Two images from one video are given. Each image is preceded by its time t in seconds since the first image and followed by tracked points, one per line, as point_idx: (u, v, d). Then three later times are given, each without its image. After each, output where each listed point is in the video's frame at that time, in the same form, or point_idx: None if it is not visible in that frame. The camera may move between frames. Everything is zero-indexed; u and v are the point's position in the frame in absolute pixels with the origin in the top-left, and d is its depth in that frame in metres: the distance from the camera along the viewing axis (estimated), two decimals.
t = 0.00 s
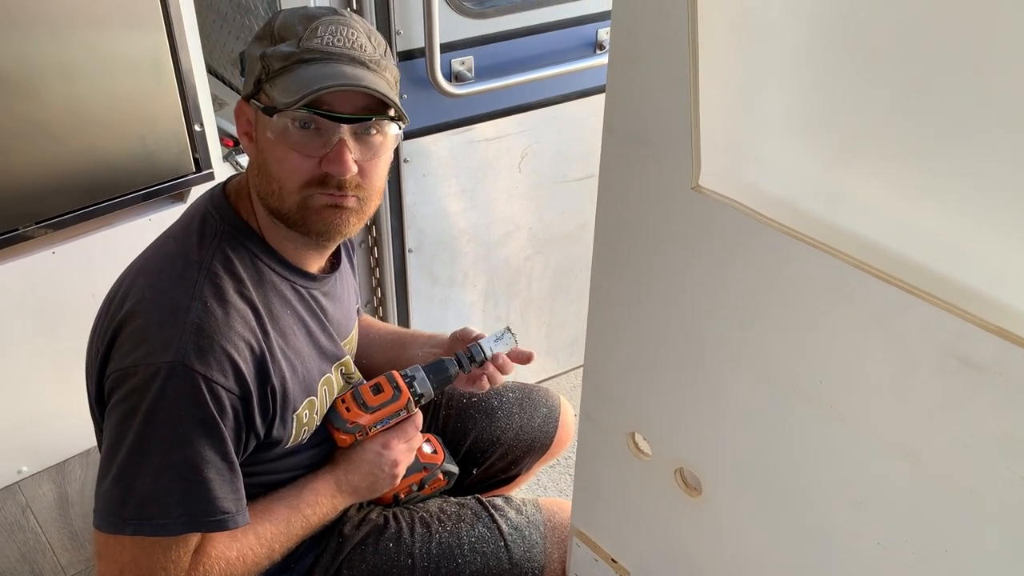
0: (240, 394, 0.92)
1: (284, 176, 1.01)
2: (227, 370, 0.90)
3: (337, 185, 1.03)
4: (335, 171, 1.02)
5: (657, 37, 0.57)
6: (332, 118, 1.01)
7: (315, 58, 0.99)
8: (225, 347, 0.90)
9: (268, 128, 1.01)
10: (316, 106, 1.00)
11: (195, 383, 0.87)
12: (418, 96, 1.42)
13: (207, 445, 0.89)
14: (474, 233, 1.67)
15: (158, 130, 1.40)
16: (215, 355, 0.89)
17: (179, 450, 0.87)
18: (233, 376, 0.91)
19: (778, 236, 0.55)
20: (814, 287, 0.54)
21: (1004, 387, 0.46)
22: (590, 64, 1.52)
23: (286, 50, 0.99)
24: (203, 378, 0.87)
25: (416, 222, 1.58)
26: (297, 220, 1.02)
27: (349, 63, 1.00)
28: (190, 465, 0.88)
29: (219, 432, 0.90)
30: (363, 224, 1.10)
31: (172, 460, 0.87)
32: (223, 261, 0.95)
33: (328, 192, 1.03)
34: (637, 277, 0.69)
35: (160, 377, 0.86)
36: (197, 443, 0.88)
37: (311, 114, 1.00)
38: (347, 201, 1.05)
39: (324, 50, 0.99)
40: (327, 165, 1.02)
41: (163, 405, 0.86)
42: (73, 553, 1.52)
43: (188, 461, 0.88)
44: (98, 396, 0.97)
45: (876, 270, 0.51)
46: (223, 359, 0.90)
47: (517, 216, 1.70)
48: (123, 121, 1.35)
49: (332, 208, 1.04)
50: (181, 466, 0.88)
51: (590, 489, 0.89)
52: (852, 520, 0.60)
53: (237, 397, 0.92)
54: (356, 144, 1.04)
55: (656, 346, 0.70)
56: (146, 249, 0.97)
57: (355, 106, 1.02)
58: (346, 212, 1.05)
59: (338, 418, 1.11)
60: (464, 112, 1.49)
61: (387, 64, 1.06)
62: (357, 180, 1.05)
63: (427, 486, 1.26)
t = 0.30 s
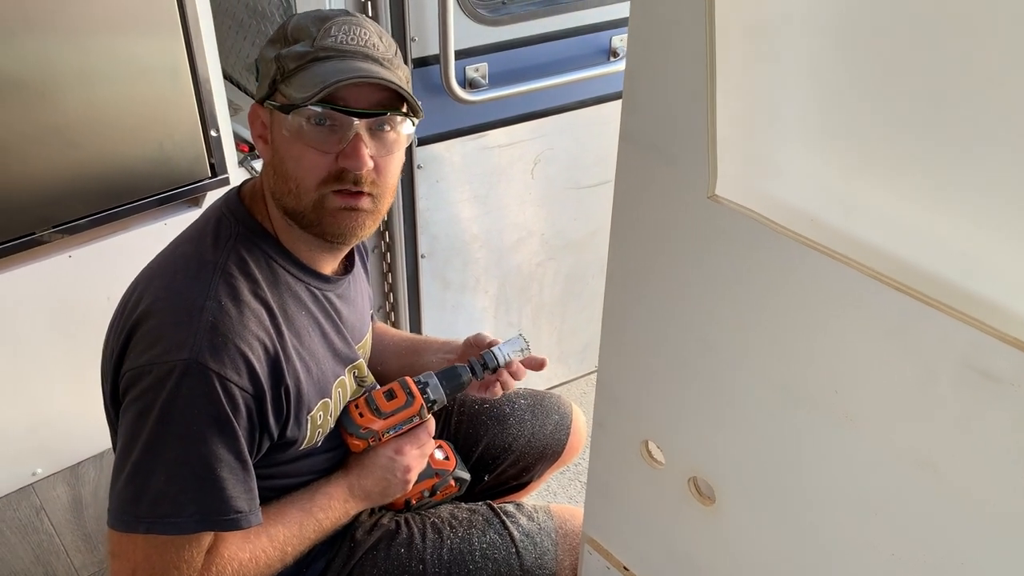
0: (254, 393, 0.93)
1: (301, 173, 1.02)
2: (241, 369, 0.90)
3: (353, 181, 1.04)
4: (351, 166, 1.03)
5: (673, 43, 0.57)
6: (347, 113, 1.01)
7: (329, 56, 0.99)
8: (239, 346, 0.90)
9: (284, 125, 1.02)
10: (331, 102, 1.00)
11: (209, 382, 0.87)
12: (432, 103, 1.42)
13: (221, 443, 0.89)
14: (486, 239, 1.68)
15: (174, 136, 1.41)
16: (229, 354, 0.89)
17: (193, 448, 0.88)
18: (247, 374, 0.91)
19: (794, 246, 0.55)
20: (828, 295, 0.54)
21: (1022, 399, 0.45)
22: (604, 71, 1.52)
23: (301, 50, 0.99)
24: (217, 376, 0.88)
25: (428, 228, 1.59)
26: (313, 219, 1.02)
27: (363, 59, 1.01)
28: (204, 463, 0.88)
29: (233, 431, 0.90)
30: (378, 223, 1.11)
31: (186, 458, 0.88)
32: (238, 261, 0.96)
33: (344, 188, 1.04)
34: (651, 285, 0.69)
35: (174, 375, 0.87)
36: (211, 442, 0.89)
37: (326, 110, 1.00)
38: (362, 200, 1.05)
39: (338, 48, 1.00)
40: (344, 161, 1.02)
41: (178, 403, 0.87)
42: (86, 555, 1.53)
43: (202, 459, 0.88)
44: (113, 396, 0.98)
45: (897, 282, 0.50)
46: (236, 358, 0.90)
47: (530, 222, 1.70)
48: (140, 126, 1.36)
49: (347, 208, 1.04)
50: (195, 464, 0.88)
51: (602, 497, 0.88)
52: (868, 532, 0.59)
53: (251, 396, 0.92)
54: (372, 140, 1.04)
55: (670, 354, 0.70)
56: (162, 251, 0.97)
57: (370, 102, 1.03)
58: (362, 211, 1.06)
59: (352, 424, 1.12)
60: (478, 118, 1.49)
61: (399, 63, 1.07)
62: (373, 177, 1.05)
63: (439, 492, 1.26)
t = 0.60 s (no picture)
0: (272, 389, 0.93)
1: (320, 179, 1.02)
2: (259, 364, 0.91)
3: (374, 185, 1.04)
4: (371, 173, 1.03)
5: (690, 50, 0.57)
6: (367, 121, 1.01)
7: (347, 63, 0.99)
8: (257, 341, 0.91)
9: (302, 132, 1.02)
10: (352, 110, 1.00)
11: (227, 377, 0.88)
12: (445, 107, 1.42)
13: (239, 438, 0.90)
14: (497, 242, 1.68)
15: (188, 137, 1.42)
16: (247, 349, 0.90)
17: (212, 443, 0.88)
18: (265, 370, 0.91)
19: (809, 252, 0.55)
20: (844, 303, 0.54)
21: None
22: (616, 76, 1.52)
23: (317, 56, 0.99)
24: (236, 371, 0.88)
25: (439, 231, 1.59)
26: (333, 223, 1.03)
27: (380, 66, 1.02)
28: (223, 458, 0.89)
29: (251, 426, 0.90)
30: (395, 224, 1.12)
31: (204, 453, 0.88)
32: (255, 259, 0.96)
33: (363, 191, 1.04)
34: (666, 292, 0.69)
35: (193, 370, 0.87)
36: (230, 437, 0.89)
37: (347, 118, 1.00)
38: (380, 203, 1.06)
39: (355, 55, 1.00)
40: (364, 167, 1.03)
41: (197, 398, 0.87)
42: (95, 554, 1.53)
43: (221, 454, 0.89)
44: (130, 395, 0.98)
45: (915, 292, 0.49)
46: (255, 353, 0.90)
47: (540, 226, 1.70)
48: (154, 127, 1.37)
49: (368, 213, 1.05)
50: (214, 459, 0.88)
51: (614, 503, 0.88)
52: (882, 542, 0.59)
53: (269, 392, 0.93)
54: (390, 143, 1.05)
55: (684, 361, 0.70)
56: (178, 249, 0.98)
57: (388, 108, 1.03)
58: (381, 215, 1.07)
59: (366, 422, 1.12)
60: (490, 122, 1.50)
61: (412, 65, 1.08)
62: (393, 179, 1.06)
63: (448, 495, 1.27)
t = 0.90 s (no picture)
0: (274, 387, 0.93)
1: (330, 179, 1.02)
2: (261, 362, 0.91)
3: (383, 188, 1.05)
4: (380, 174, 1.04)
5: (698, 47, 0.57)
6: (377, 122, 1.02)
7: (356, 64, 0.99)
8: (259, 339, 0.91)
9: (310, 130, 1.02)
10: (362, 112, 1.00)
11: (229, 374, 0.88)
12: (452, 107, 1.43)
13: (240, 436, 0.90)
14: (503, 244, 1.68)
15: (196, 137, 1.43)
16: (249, 346, 0.90)
17: (213, 440, 0.88)
18: (267, 368, 0.91)
19: (817, 253, 0.54)
20: (852, 302, 0.53)
21: None
22: (624, 78, 1.52)
23: (326, 57, 0.99)
24: (238, 368, 0.88)
25: (446, 232, 1.59)
26: (344, 221, 1.04)
27: (389, 66, 1.02)
28: (223, 456, 0.89)
29: (253, 424, 0.90)
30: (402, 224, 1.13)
31: (205, 450, 0.88)
32: (260, 257, 0.96)
33: (371, 194, 1.05)
34: (672, 291, 0.68)
35: (195, 367, 0.87)
36: (230, 434, 0.89)
37: (357, 120, 1.01)
38: (389, 202, 1.07)
39: (364, 55, 1.00)
40: (373, 169, 1.04)
41: (198, 394, 0.87)
42: (102, 552, 1.54)
43: (221, 452, 0.89)
44: (134, 388, 0.99)
45: (929, 296, 0.49)
46: (257, 351, 0.90)
47: (547, 228, 1.70)
48: (162, 127, 1.37)
49: (377, 211, 1.06)
50: (214, 456, 0.88)
51: (619, 503, 0.88)
52: (889, 543, 0.59)
53: (271, 390, 0.93)
54: (399, 144, 1.05)
55: (691, 361, 0.69)
56: (184, 245, 0.98)
57: (397, 110, 1.03)
58: (389, 212, 1.08)
59: (370, 424, 1.13)
60: (498, 122, 1.50)
61: (421, 65, 1.08)
62: (401, 181, 1.07)
63: (453, 497, 1.26)
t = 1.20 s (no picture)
0: (275, 390, 0.93)
1: (330, 177, 1.02)
2: (263, 365, 0.91)
3: (383, 184, 1.05)
4: (381, 171, 1.04)
5: (700, 46, 0.57)
6: (378, 119, 1.02)
7: (359, 61, 1.00)
8: (261, 342, 0.91)
9: (312, 128, 1.02)
10: (363, 109, 1.01)
11: (231, 377, 0.88)
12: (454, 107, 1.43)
13: (242, 439, 0.90)
14: (504, 243, 1.68)
15: (197, 137, 1.43)
16: (251, 349, 0.90)
17: (215, 443, 0.88)
18: (269, 371, 0.92)
19: (818, 250, 0.54)
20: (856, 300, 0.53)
21: None
22: (625, 77, 1.52)
23: (329, 54, 0.99)
24: (240, 371, 0.88)
25: (448, 231, 1.59)
26: (344, 220, 1.04)
27: (391, 64, 1.02)
28: (225, 459, 0.89)
29: (254, 427, 0.91)
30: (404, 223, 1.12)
31: (207, 453, 0.88)
32: (262, 259, 0.97)
33: (372, 190, 1.05)
34: (674, 290, 0.68)
35: (197, 370, 0.87)
36: (232, 437, 0.89)
37: (358, 116, 1.01)
38: (390, 199, 1.07)
39: (367, 53, 1.01)
40: (374, 165, 1.03)
41: (200, 398, 0.87)
42: (104, 551, 1.54)
43: (223, 455, 0.89)
44: (135, 391, 0.99)
45: (922, 288, 0.49)
46: (259, 354, 0.90)
47: (548, 227, 1.70)
48: (163, 126, 1.38)
49: (378, 209, 1.06)
50: (216, 459, 0.89)
51: (621, 502, 0.88)
52: (890, 541, 0.59)
53: (272, 392, 0.93)
54: (401, 143, 1.05)
55: (692, 359, 0.70)
56: (185, 247, 0.98)
57: (399, 107, 1.04)
58: (391, 211, 1.07)
59: (370, 423, 1.13)
60: (500, 122, 1.50)
61: (424, 65, 1.08)
62: (403, 178, 1.07)
63: (454, 494, 1.27)
